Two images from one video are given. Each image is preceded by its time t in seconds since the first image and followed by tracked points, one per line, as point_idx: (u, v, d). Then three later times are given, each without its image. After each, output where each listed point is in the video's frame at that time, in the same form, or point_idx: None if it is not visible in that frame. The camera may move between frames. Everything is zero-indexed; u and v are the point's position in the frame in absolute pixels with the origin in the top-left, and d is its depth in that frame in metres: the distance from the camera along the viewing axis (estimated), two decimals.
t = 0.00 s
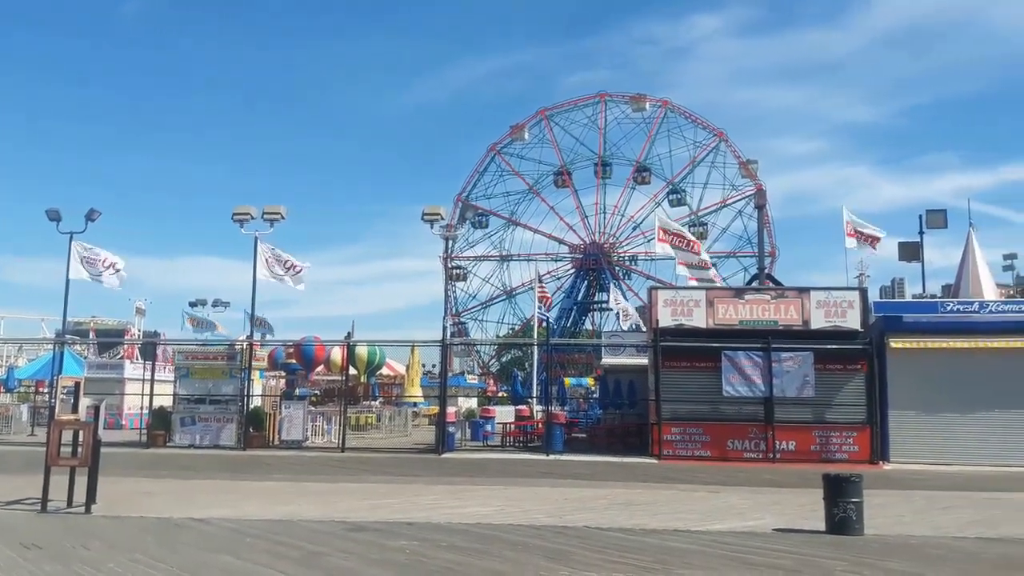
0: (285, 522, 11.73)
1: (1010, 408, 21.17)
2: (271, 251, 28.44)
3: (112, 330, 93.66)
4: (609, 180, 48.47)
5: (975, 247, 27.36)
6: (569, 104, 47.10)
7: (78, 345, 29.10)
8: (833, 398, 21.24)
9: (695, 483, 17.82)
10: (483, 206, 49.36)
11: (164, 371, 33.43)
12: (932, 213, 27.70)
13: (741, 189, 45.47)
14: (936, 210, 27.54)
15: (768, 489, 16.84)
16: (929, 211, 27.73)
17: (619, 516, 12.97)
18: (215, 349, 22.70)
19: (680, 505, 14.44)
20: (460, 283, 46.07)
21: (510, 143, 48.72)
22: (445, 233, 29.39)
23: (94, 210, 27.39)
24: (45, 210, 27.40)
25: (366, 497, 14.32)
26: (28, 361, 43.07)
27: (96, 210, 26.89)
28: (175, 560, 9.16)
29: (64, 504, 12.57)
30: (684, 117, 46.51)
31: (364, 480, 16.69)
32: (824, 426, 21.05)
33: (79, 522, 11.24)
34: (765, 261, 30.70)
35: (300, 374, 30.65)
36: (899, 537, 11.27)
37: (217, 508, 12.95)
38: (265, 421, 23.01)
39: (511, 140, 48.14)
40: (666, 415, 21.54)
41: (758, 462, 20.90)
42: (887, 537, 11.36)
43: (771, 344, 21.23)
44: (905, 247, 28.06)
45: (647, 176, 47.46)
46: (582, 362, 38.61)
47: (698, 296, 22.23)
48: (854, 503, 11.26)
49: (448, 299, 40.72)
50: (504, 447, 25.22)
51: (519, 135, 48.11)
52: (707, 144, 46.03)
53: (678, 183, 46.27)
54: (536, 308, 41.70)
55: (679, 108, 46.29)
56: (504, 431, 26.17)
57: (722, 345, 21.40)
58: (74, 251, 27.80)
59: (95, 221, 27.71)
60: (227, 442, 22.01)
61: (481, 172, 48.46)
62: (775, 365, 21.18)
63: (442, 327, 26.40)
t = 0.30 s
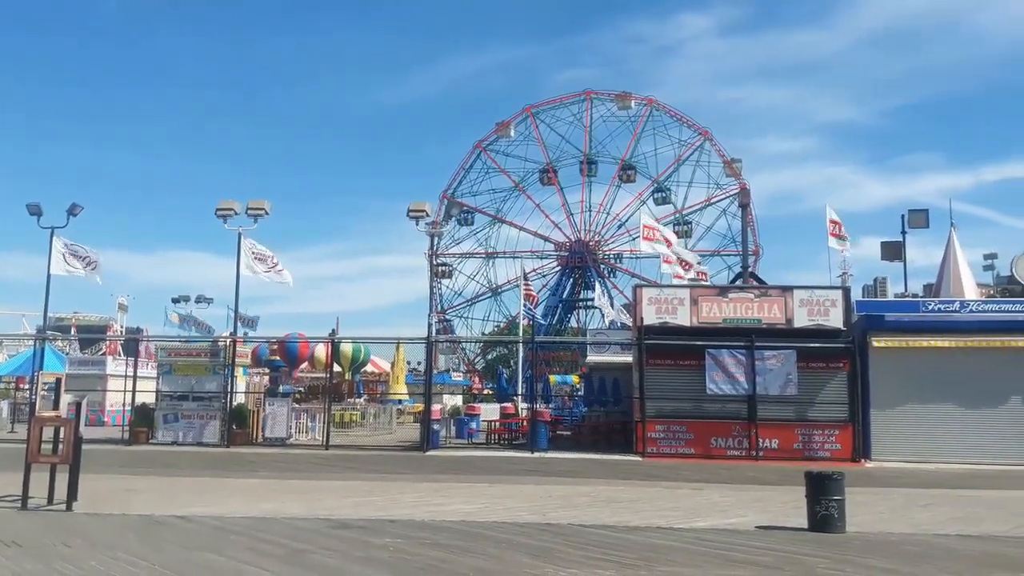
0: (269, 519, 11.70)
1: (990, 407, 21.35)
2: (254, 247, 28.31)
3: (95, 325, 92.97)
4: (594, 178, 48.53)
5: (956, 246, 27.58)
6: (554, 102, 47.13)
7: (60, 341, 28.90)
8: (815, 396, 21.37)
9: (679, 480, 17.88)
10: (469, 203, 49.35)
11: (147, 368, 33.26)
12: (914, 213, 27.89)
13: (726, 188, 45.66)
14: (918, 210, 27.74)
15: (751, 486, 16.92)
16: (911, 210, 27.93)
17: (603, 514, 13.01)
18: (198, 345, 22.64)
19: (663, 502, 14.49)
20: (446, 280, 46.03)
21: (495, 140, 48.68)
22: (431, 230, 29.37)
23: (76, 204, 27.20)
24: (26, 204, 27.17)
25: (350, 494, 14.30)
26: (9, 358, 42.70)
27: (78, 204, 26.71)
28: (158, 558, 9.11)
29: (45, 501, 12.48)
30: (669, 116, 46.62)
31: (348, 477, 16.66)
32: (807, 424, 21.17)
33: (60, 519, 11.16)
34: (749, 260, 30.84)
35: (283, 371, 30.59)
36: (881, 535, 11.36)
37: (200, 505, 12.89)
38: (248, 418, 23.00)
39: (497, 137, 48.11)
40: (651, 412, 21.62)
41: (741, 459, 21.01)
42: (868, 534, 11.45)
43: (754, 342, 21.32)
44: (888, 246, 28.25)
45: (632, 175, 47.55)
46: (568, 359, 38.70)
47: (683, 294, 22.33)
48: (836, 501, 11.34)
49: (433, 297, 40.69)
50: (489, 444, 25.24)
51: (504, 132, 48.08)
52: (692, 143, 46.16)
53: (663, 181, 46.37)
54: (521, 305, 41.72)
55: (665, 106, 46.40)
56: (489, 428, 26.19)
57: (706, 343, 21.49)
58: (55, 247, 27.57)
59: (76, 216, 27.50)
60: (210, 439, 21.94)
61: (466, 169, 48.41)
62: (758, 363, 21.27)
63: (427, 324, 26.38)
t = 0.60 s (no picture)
0: (259, 518, 11.67)
1: (977, 405, 21.45)
2: (245, 243, 28.22)
3: (86, 323, 92.46)
4: (586, 177, 48.55)
5: (945, 245, 27.69)
6: (546, 100, 47.13)
7: (49, 339, 28.78)
8: (805, 393, 21.43)
9: (669, 478, 17.92)
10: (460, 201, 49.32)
11: (136, 366, 33.16)
12: (904, 211, 28.00)
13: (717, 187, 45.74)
14: (907, 209, 27.85)
15: (741, 484, 16.97)
16: (901, 209, 28.03)
17: (593, 511, 13.03)
18: (187, 343, 22.39)
19: (654, 500, 14.51)
20: (437, 278, 45.99)
21: (487, 138, 48.63)
22: (422, 228, 29.33)
23: (65, 202, 27.09)
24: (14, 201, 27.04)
25: (340, 492, 14.27)
26: None
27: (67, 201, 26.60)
28: (147, 557, 9.08)
29: (33, 500, 12.42)
30: (660, 114, 46.66)
31: (339, 475, 16.64)
32: (797, 422, 21.24)
33: (48, 519, 11.10)
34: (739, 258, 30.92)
35: (274, 370, 30.52)
36: (870, 532, 11.40)
37: (190, 504, 12.84)
38: (238, 417, 22.95)
39: (489, 135, 48.09)
40: (642, 410, 21.65)
41: (731, 457, 21.07)
42: (857, 531, 11.49)
43: (744, 340, 21.37)
44: (877, 245, 28.35)
45: (623, 173, 47.60)
46: (559, 357, 38.74)
47: (674, 292, 22.37)
48: (825, 498, 11.37)
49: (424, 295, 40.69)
50: (480, 442, 25.25)
51: (496, 130, 48.05)
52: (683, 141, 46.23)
53: (654, 180, 46.42)
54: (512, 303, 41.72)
55: (656, 105, 46.44)
56: (480, 426, 26.18)
57: (696, 341, 21.53)
58: (44, 244, 27.45)
59: (65, 213, 27.40)
60: (200, 438, 21.90)
61: (458, 167, 48.36)
62: (749, 361, 21.32)
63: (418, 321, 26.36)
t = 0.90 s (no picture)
0: (245, 517, 11.63)
1: (962, 404, 21.60)
2: (229, 242, 28.11)
3: (71, 321, 91.87)
4: (574, 176, 48.58)
5: (930, 246, 27.87)
6: (534, 99, 47.14)
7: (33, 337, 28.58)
8: (791, 393, 21.52)
9: (656, 477, 17.97)
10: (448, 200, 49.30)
11: (122, 365, 32.97)
12: (889, 212, 28.16)
13: (704, 186, 45.84)
14: (893, 209, 28.01)
15: (727, 483, 17.03)
16: (886, 209, 28.19)
17: (580, 510, 13.05)
18: (173, 341, 22.42)
19: (641, 499, 14.54)
20: (425, 277, 45.95)
21: (475, 137, 48.59)
22: (410, 227, 29.29)
23: (49, 199, 26.92)
24: None
25: (327, 491, 14.24)
26: None
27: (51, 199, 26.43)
28: (131, 556, 9.05)
29: (16, 500, 12.33)
30: (648, 114, 46.75)
31: (326, 475, 16.60)
32: (783, 421, 21.34)
33: (31, 518, 11.04)
34: (726, 258, 31.01)
35: (260, 368, 30.42)
36: (855, 531, 11.45)
37: (175, 503, 12.78)
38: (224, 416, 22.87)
39: (477, 134, 48.06)
40: (629, 409, 21.69)
41: (717, 456, 21.15)
42: (842, 530, 11.55)
43: (730, 339, 21.46)
44: (863, 245, 28.50)
45: (611, 173, 47.67)
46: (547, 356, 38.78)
47: (661, 292, 22.41)
48: (810, 497, 11.42)
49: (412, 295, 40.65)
50: (467, 441, 25.24)
51: (485, 129, 48.02)
52: (671, 141, 46.36)
53: (642, 179, 46.51)
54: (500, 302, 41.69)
55: (644, 105, 46.52)
56: (468, 425, 26.19)
57: (683, 340, 21.59)
58: (28, 241, 27.26)
59: (49, 210, 27.22)
60: (186, 437, 21.80)
61: (446, 165, 48.30)
62: (735, 360, 21.40)
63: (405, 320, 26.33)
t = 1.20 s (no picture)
0: (235, 519, 11.63)
1: (949, 404, 21.74)
2: (220, 244, 28.08)
3: (60, 323, 91.38)
4: (564, 178, 48.69)
5: (916, 247, 28.05)
6: (524, 101, 47.23)
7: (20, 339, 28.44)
8: (779, 394, 21.62)
9: (646, 478, 18.03)
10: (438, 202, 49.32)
11: (110, 367, 32.84)
12: (876, 214, 28.33)
13: (692, 188, 46.00)
14: (879, 211, 28.19)
15: (716, 483, 17.11)
16: (873, 212, 28.36)
17: (569, 511, 13.10)
18: (162, 343, 22.39)
19: (629, 499, 14.61)
20: (415, 279, 45.95)
21: (465, 139, 48.60)
22: (400, 229, 29.32)
23: (37, 201, 26.83)
24: None
25: (316, 494, 14.24)
26: None
27: (39, 200, 26.36)
28: (120, 559, 9.05)
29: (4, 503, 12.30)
30: (637, 117, 46.90)
31: (315, 477, 16.60)
32: (771, 421, 21.44)
33: (19, 522, 11.02)
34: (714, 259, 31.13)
35: (250, 370, 30.37)
36: (842, 531, 11.54)
37: (164, 505, 12.77)
38: (213, 418, 22.82)
39: (467, 135, 48.09)
40: (618, 410, 21.76)
41: (706, 457, 21.24)
42: (829, 530, 11.63)
43: (719, 340, 21.56)
44: (850, 247, 28.67)
45: (601, 175, 47.78)
46: (537, 358, 38.88)
47: (650, 294, 22.51)
48: (798, 498, 11.51)
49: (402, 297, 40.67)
50: (458, 443, 25.26)
51: (474, 131, 48.08)
52: (660, 143, 46.51)
53: (631, 181, 46.65)
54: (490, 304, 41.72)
55: (633, 107, 46.67)
56: (458, 427, 26.19)
57: (672, 341, 21.69)
58: (15, 242, 27.13)
59: (36, 212, 27.13)
60: (175, 439, 21.75)
61: (436, 167, 48.32)
62: (723, 361, 21.50)
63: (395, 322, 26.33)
